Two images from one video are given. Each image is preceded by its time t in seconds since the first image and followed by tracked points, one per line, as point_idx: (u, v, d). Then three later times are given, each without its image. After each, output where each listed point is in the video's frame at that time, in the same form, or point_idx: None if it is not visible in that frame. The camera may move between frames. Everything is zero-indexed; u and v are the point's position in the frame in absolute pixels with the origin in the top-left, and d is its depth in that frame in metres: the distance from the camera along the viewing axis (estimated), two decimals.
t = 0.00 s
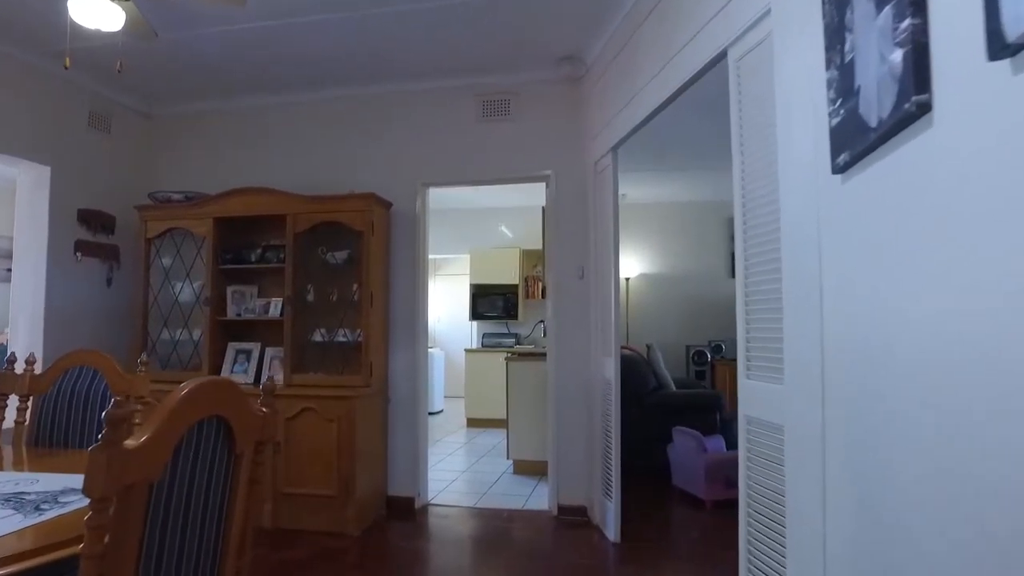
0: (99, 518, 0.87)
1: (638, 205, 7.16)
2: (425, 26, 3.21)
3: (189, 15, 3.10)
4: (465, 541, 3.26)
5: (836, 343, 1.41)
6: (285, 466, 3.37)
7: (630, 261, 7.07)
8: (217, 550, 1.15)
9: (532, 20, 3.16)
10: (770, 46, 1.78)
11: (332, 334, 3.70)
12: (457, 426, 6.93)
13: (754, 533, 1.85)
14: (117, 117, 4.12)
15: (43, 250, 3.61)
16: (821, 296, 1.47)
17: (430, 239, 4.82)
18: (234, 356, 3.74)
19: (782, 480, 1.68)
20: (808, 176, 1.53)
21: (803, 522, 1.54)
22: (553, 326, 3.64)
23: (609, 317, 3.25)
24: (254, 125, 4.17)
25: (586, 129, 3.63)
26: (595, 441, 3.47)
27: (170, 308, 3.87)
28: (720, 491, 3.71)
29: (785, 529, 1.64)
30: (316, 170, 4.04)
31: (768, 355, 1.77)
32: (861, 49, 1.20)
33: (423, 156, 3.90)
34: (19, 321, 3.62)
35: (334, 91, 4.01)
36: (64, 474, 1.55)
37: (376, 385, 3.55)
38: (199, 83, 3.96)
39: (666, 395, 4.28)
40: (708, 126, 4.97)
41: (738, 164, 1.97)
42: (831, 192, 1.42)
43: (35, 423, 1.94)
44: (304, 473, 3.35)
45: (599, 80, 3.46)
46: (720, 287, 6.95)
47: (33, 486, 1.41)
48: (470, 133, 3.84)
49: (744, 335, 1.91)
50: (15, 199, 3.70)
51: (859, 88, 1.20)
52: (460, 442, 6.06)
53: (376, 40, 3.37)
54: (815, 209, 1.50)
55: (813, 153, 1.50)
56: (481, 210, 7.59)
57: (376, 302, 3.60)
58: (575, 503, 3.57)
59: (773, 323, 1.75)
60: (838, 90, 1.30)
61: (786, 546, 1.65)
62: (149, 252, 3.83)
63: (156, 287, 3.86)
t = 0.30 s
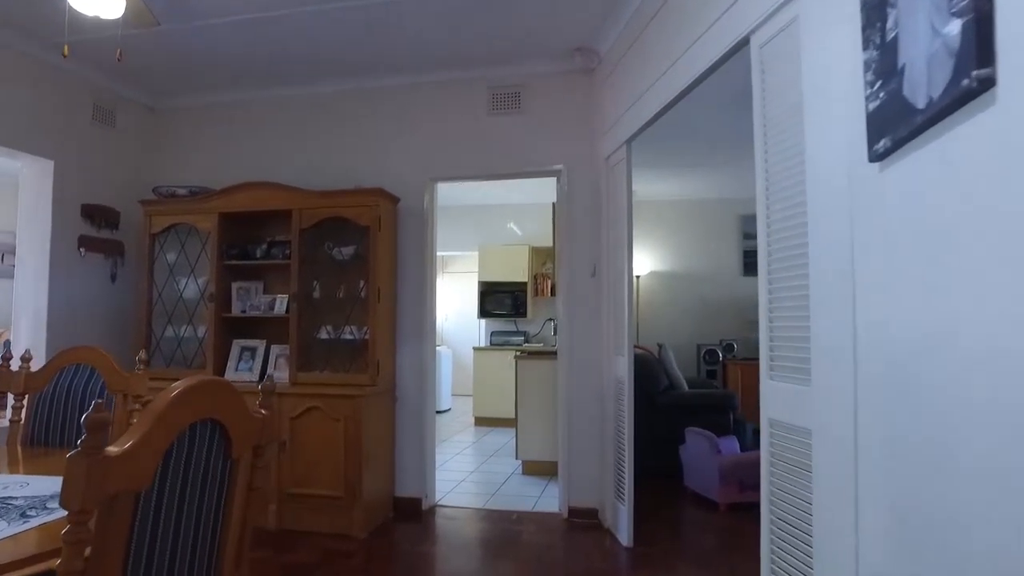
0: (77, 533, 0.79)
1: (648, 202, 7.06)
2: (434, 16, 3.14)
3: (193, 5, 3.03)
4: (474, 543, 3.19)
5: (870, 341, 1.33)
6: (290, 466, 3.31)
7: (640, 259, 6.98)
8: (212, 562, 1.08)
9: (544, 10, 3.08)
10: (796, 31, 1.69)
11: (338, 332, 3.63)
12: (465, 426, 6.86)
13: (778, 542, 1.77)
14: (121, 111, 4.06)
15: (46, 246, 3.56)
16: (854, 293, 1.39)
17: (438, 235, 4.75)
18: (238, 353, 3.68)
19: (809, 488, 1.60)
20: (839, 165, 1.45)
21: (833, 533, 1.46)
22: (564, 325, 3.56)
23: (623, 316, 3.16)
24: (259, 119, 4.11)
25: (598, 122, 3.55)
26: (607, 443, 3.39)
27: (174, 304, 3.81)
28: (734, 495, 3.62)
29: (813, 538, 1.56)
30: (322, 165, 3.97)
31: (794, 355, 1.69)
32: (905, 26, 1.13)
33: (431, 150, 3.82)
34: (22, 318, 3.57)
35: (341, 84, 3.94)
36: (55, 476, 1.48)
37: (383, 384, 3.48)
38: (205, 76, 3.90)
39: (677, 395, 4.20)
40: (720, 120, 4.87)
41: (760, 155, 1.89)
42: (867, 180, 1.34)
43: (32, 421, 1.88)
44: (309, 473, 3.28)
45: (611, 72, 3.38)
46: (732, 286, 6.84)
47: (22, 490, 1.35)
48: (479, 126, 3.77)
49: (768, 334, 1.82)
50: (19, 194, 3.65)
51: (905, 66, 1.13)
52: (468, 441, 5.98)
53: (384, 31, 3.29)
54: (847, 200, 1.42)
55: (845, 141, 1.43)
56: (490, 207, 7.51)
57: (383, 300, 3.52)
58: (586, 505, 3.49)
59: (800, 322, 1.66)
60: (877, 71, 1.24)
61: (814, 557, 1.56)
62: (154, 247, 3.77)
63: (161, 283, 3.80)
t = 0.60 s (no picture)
0: (43, 549, 0.70)
1: (660, 197, 6.96)
2: (442, 3, 3.05)
3: None
4: (483, 544, 3.11)
5: (913, 336, 1.24)
6: (295, 464, 3.24)
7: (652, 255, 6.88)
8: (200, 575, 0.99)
9: None
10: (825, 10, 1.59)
11: (345, 327, 3.56)
12: (474, 423, 6.79)
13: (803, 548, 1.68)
14: (125, 102, 4.00)
15: (48, 240, 3.51)
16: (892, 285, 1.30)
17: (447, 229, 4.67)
18: (243, 349, 3.61)
19: (839, 493, 1.50)
20: (874, 150, 1.35)
21: (867, 543, 1.37)
22: (576, 321, 3.47)
23: (636, 312, 3.07)
24: (265, 110, 4.03)
25: (611, 113, 3.45)
26: (619, 442, 3.30)
27: (179, 299, 3.75)
28: (751, 495, 3.53)
29: (844, 546, 1.47)
30: (329, 156, 3.90)
31: (822, 353, 1.60)
32: None
33: (440, 142, 3.74)
34: (26, 313, 3.52)
35: (348, 75, 3.87)
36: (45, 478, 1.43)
37: (390, 381, 3.41)
38: (209, 66, 3.83)
39: (691, 393, 4.11)
40: (735, 113, 4.76)
41: (785, 142, 1.79)
42: (908, 164, 1.24)
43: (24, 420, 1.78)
44: (314, 472, 3.22)
45: (625, 60, 3.28)
46: (746, 281, 6.73)
47: (6, 493, 1.28)
48: (488, 117, 3.68)
49: (793, 330, 1.73)
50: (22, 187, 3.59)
51: (959, 37, 1.04)
52: (477, 439, 5.91)
53: (391, 19, 3.21)
54: (884, 186, 1.32)
55: (881, 123, 1.33)
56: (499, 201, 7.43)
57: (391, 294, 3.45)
58: (597, 506, 3.41)
59: (829, 318, 1.57)
60: (925, 44, 1.14)
61: (844, 566, 1.47)
62: (158, 240, 3.71)
63: (165, 278, 3.74)
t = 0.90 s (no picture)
0: None
1: (673, 190, 6.81)
2: None
3: None
4: (491, 546, 3.00)
5: (964, 329, 1.11)
6: (296, 462, 3.14)
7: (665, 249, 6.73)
8: None
9: None
10: None
11: (348, 322, 3.44)
12: (482, 420, 6.68)
13: (834, 560, 1.56)
14: (125, 91, 3.90)
15: (47, 232, 3.42)
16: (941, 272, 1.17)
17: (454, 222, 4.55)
18: (245, 344, 3.52)
19: (877, 500, 1.38)
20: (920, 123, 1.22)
21: (907, 556, 1.24)
22: (587, 316, 3.35)
23: (651, 307, 2.94)
24: (268, 99, 3.92)
25: (625, 99, 3.32)
26: (632, 443, 3.18)
27: (180, 293, 3.66)
28: (768, 497, 3.40)
29: (883, 560, 1.35)
30: (333, 146, 3.78)
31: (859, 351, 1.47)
32: None
33: (447, 132, 3.62)
34: (23, 308, 3.44)
35: (352, 63, 3.75)
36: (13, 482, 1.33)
37: (394, 378, 3.30)
38: (210, 55, 3.72)
39: (705, 392, 3.97)
40: (752, 102, 4.61)
41: (816, 121, 1.65)
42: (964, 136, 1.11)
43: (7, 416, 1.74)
44: (316, 470, 3.12)
45: (639, 45, 3.15)
46: (761, 277, 6.57)
47: None
48: (497, 105, 3.56)
49: (824, 324, 1.60)
50: (20, 178, 3.50)
51: None
52: (485, 437, 5.81)
53: (396, 3, 3.09)
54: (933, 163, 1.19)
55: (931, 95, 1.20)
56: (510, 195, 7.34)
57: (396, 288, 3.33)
58: (609, 508, 3.29)
59: (869, 314, 1.44)
60: None
61: None
62: (158, 232, 3.62)
63: (165, 271, 3.65)
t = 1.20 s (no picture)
0: None
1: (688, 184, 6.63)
2: None
3: None
4: (499, 553, 2.86)
5: None
6: (296, 464, 3.02)
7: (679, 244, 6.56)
8: None
9: None
10: None
11: (351, 318, 3.31)
12: (492, 418, 6.54)
13: None
14: (124, 80, 3.78)
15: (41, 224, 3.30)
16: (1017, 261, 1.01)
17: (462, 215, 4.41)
18: (244, 340, 3.40)
19: (930, 521, 1.23)
20: (993, 89, 1.06)
21: None
22: (600, 313, 3.20)
23: (668, 305, 2.79)
24: (270, 87, 3.79)
25: (641, 85, 3.16)
26: (648, 445, 3.03)
27: (178, 287, 3.54)
28: (789, 504, 3.22)
29: None
30: (336, 136, 3.65)
31: (909, 354, 1.30)
32: None
33: (455, 120, 3.47)
34: (18, 303, 3.32)
35: (357, 49, 3.61)
36: None
37: (398, 376, 3.17)
38: (210, 42, 3.60)
39: (722, 392, 3.82)
40: (772, 91, 4.43)
41: (854, 94, 1.48)
42: None
43: None
44: (317, 473, 2.99)
45: (655, 27, 2.99)
46: (779, 273, 6.38)
47: None
48: (506, 92, 3.41)
49: (864, 321, 1.44)
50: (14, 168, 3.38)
51: None
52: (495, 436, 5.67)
53: None
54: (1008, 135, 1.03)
55: (1005, 57, 1.04)
56: (521, 189, 7.19)
57: (400, 282, 3.20)
58: (622, 514, 3.14)
59: (921, 312, 1.27)
60: None
61: None
62: (156, 225, 3.50)
63: (164, 264, 3.53)
